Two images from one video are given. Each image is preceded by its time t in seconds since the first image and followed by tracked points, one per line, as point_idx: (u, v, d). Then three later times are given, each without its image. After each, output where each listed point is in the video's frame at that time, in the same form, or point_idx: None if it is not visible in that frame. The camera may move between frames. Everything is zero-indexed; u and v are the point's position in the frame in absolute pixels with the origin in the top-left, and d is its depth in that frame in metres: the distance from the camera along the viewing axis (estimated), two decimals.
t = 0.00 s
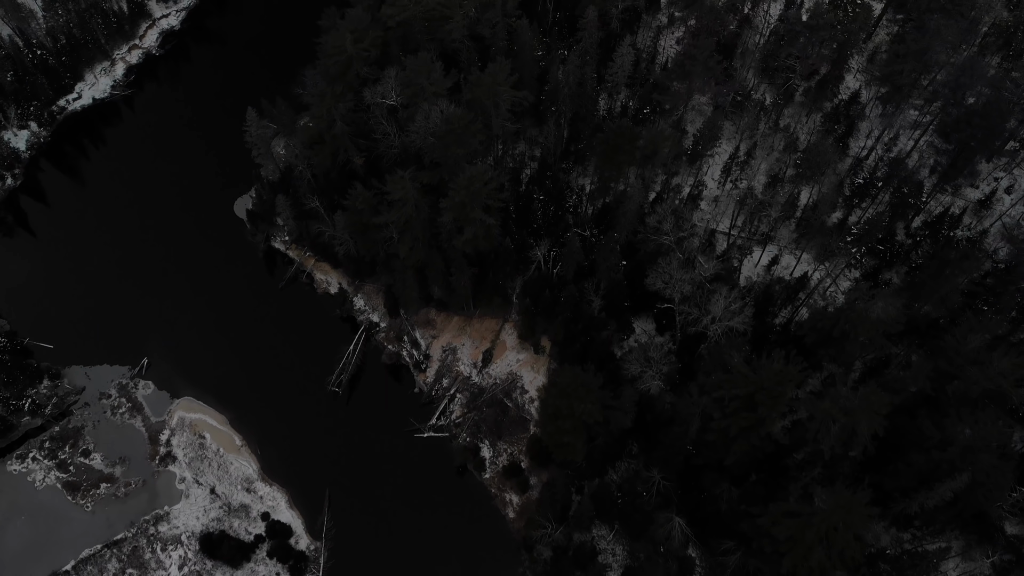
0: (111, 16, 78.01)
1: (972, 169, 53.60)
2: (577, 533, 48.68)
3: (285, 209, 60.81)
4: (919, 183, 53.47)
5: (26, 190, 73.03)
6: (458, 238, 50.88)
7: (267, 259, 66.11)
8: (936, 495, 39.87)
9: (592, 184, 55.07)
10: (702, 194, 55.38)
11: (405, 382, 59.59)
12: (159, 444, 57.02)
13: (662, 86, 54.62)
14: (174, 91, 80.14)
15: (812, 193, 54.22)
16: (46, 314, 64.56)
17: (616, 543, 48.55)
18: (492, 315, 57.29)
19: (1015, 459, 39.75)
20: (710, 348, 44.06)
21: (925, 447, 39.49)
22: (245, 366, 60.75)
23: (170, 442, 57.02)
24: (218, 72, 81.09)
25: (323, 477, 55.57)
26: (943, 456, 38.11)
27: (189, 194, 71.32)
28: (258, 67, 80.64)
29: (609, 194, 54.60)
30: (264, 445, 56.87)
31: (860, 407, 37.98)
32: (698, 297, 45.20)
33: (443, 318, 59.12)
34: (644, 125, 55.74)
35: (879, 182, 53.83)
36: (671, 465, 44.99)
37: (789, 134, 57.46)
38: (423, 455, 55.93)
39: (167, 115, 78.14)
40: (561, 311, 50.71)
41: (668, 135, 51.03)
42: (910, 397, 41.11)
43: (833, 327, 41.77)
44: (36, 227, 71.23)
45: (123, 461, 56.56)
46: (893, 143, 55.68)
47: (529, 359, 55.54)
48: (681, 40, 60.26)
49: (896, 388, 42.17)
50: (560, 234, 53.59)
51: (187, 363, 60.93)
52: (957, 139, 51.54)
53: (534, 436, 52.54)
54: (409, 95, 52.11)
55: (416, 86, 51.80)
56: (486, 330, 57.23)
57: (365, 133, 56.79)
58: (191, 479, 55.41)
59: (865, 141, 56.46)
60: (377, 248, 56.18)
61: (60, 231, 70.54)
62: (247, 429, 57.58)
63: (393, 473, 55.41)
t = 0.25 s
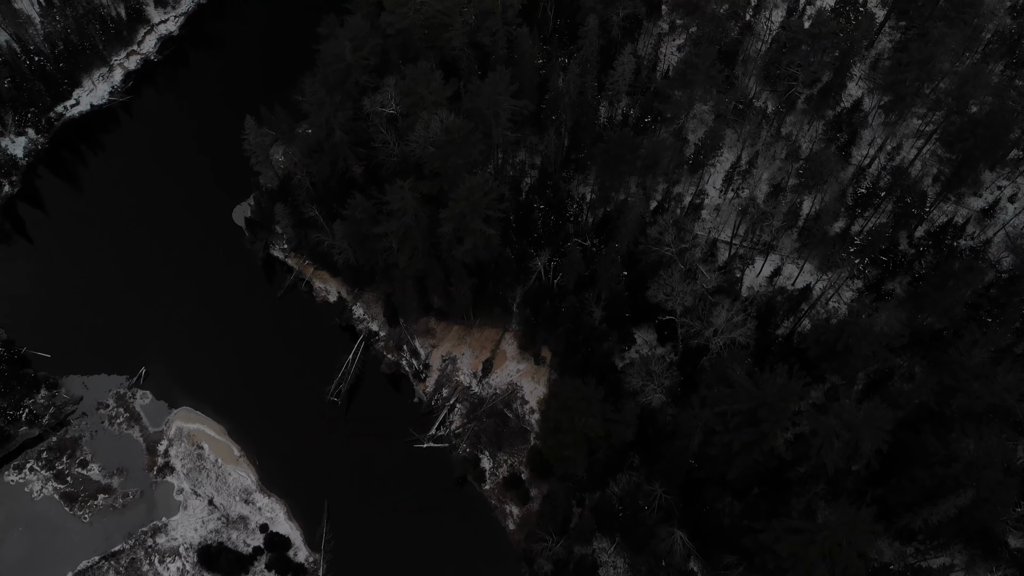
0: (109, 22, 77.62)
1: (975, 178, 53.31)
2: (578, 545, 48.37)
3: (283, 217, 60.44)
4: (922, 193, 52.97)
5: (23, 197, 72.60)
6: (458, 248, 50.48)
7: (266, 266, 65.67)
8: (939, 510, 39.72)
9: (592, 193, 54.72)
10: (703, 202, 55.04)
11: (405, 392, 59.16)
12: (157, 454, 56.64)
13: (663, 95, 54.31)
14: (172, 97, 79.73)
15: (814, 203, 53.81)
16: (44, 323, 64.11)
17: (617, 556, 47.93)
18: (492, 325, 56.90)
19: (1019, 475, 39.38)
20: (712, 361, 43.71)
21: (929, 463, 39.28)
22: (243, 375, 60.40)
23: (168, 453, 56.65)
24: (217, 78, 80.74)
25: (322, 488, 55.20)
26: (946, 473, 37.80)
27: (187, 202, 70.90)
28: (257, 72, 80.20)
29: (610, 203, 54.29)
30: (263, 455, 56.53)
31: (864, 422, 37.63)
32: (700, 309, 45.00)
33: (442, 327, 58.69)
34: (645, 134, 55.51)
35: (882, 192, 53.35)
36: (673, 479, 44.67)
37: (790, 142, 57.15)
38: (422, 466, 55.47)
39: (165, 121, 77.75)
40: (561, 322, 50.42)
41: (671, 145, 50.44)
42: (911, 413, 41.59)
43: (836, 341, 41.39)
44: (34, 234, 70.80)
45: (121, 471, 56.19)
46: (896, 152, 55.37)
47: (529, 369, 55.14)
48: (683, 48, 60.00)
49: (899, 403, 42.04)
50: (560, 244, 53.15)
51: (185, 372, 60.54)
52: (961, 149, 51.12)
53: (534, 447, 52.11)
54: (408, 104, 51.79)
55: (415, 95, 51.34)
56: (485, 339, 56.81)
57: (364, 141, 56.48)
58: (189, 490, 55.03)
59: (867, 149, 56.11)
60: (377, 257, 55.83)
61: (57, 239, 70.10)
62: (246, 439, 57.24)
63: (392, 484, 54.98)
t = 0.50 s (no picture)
0: (108, 28, 77.07)
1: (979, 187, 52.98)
2: (579, 559, 47.86)
3: (282, 226, 60.10)
4: (925, 204, 52.56)
5: (21, 204, 72.20)
6: (458, 259, 50.06)
7: (265, 275, 65.24)
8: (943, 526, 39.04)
9: (594, 202, 54.35)
10: (704, 211, 54.65)
11: (404, 402, 58.69)
12: (155, 465, 56.26)
13: (664, 104, 53.99)
14: (170, 103, 79.30)
15: (817, 213, 53.38)
16: (41, 332, 63.69)
17: (618, 569, 47.38)
18: (491, 334, 56.47)
19: None
20: (714, 373, 43.32)
21: (932, 480, 39.01)
22: (241, 385, 60.01)
23: (166, 464, 56.27)
24: (215, 83, 80.32)
25: (321, 499, 54.77)
26: (951, 489, 37.52)
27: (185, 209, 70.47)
28: (256, 77, 79.77)
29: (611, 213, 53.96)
30: (261, 466, 56.17)
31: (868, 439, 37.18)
32: (702, 322, 44.67)
33: (442, 336, 58.23)
34: (646, 143, 55.35)
35: (885, 202, 52.90)
36: (675, 493, 44.29)
37: (793, 151, 56.77)
38: (422, 477, 55.00)
39: (164, 127, 77.34)
40: (562, 333, 50.04)
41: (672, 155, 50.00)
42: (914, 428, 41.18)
43: (840, 355, 41.02)
44: (31, 242, 70.40)
45: (119, 482, 55.80)
46: (899, 161, 55.00)
47: (529, 379, 54.69)
48: (685, 56, 59.75)
49: (902, 417, 41.81)
50: (561, 254, 52.65)
51: (183, 382, 60.13)
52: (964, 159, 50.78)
53: (535, 458, 51.63)
54: (408, 113, 51.46)
55: (415, 104, 50.97)
56: (486, 349, 56.38)
57: (364, 150, 56.17)
58: (187, 501, 54.65)
59: (869, 158, 55.80)
60: (376, 267, 55.46)
61: (55, 246, 69.68)
62: (244, 450, 56.84)
63: (392, 495, 54.54)
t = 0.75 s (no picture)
0: (105, 35, 76.53)
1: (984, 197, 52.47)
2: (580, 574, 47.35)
3: (281, 236, 59.69)
4: (929, 216, 52.31)
5: (18, 213, 71.77)
6: (458, 271, 49.62)
7: (263, 284, 64.73)
8: (949, 546, 38.02)
9: (594, 213, 53.93)
10: (706, 221, 54.29)
11: (403, 413, 58.05)
12: (153, 478, 55.80)
13: (665, 114, 53.64)
14: (168, 110, 78.82)
15: (819, 224, 52.96)
16: (38, 342, 63.23)
17: None
18: (492, 345, 56.02)
19: None
20: (717, 388, 42.94)
21: (937, 498, 38.78)
22: (240, 396, 59.58)
23: (163, 476, 55.82)
24: (214, 90, 79.86)
25: (319, 512, 54.27)
26: (956, 508, 37.32)
27: (183, 217, 70.03)
28: (255, 84, 79.32)
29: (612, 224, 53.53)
30: (260, 479, 55.68)
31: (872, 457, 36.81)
32: (704, 338, 44.05)
33: (442, 347, 57.84)
34: (648, 154, 55.07)
35: (889, 214, 52.37)
36: (677, 509, 43.81)
37: (795, 161, 56.34)
38: (421, 490, 54.39)
39: (162, 134, 76.88)
40: (563, 346, 49.39)
41: (673, 166, 49.24)
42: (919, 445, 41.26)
43: (844, 371, 40.64)
44: (28, 250, 69.94)
45: (116, 495, 55.36)
46: (902, 172, 54.54)
47: (530, 392, 54.20)
48: (686, 65, 59.38)
49: (907, 435, 41.74)
50: (562, 266, 52.26)
51: (181, 393, 59.69)
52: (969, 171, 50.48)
53: (535, 472, 51.13)
54: (407, 124, 51.09)
55: (414, 115, 50.55)
56: (486, 360, 55.94)
57: (363, 160, 55.86)
58: (185, 515, 54.22)
59: (872, 168, 55.41)
60: (375, 278, 55.09)
61: (52, 255, 69.19)
62: (243, 462, 56.40)
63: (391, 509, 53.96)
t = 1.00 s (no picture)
0: (103, 41, 76.10)
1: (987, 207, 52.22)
2: None
3: (280, 245, 59.46)
4: (932, 226, 52.09)
5: (16, 220, 71.38)
6: (457, 282, 49.26)
7: (262, 293, 64.36)
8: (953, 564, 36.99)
9: (595, 222, 53.53)
10: (708, 229, 53.96)
11: (403, 423, 57.67)
12: (151, 489, 55.39)
13: (666, 124, 53.46)
14: (166, 116, 78.43)
15: (821, 234, 52.67)
16: (35, 351, 62.86)
17: None
18: (492, 355, 55.58)
19: None
20: (718, 402, 42.72)
21: (942, 514, 38.44)
22: (238, 405, 59.23)
23: (161, 487, 55.42)
24: (213, 96, 79.50)
25: (318, 523, 53.86)
26: (961, 525, 36.89)
27: (182, 225, 69.69)
28: (253, 90, 78.96)
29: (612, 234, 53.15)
30: (258, 489, 55.26)
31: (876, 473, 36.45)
32: (708, 352, 43.30)
33: (441, 357, 57.48)
34: (648, 164, 54.96)
35: (891, 224, 52.17)
36: (678, 523, 43.36)
37: (797, 170, 56.03)
38: (421, 501, 54.02)
39: (160, 141, 76.50)
40: (563, 357, 48.79)
41: (673, 177, 48.65)
42: (924, 460, 40.90)
43: (848, 386, 40.49)
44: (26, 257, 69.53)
45: (114, 506, 54.93)
46: (905, 181, 54.46)
47: (530, 402, 53.71)
48: (687, 74, 59.19)
49: (911, 451, 41.41)
50: (562, 276, 51.91)
51: (179, 403, 59.36)
52: (974, 182, 50.09)
53: (536, 483, 50.67)
54: (406, 134, 50.84)
55: (414, 125, 50.34)
56: (486, 370, 55.53)
57: (363, 170, 55.65)
58: (183, 526, 53.80)
59: (874, 177, 55.20)
60: (375, 288, 54.89)
61: (50, 262, 68.80)
62: (241, 473, 56.04)
63: (391, 520, 53.55)
